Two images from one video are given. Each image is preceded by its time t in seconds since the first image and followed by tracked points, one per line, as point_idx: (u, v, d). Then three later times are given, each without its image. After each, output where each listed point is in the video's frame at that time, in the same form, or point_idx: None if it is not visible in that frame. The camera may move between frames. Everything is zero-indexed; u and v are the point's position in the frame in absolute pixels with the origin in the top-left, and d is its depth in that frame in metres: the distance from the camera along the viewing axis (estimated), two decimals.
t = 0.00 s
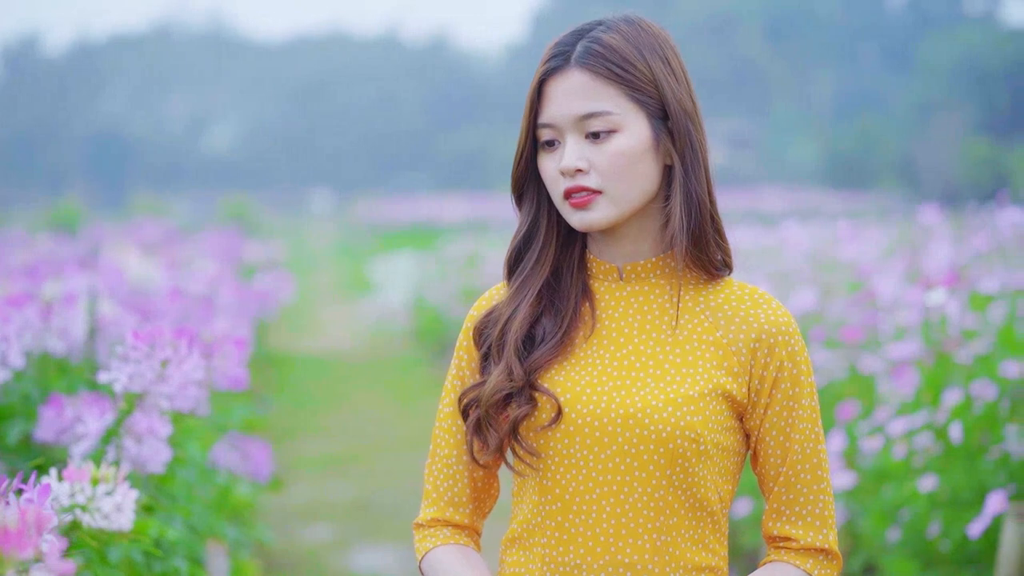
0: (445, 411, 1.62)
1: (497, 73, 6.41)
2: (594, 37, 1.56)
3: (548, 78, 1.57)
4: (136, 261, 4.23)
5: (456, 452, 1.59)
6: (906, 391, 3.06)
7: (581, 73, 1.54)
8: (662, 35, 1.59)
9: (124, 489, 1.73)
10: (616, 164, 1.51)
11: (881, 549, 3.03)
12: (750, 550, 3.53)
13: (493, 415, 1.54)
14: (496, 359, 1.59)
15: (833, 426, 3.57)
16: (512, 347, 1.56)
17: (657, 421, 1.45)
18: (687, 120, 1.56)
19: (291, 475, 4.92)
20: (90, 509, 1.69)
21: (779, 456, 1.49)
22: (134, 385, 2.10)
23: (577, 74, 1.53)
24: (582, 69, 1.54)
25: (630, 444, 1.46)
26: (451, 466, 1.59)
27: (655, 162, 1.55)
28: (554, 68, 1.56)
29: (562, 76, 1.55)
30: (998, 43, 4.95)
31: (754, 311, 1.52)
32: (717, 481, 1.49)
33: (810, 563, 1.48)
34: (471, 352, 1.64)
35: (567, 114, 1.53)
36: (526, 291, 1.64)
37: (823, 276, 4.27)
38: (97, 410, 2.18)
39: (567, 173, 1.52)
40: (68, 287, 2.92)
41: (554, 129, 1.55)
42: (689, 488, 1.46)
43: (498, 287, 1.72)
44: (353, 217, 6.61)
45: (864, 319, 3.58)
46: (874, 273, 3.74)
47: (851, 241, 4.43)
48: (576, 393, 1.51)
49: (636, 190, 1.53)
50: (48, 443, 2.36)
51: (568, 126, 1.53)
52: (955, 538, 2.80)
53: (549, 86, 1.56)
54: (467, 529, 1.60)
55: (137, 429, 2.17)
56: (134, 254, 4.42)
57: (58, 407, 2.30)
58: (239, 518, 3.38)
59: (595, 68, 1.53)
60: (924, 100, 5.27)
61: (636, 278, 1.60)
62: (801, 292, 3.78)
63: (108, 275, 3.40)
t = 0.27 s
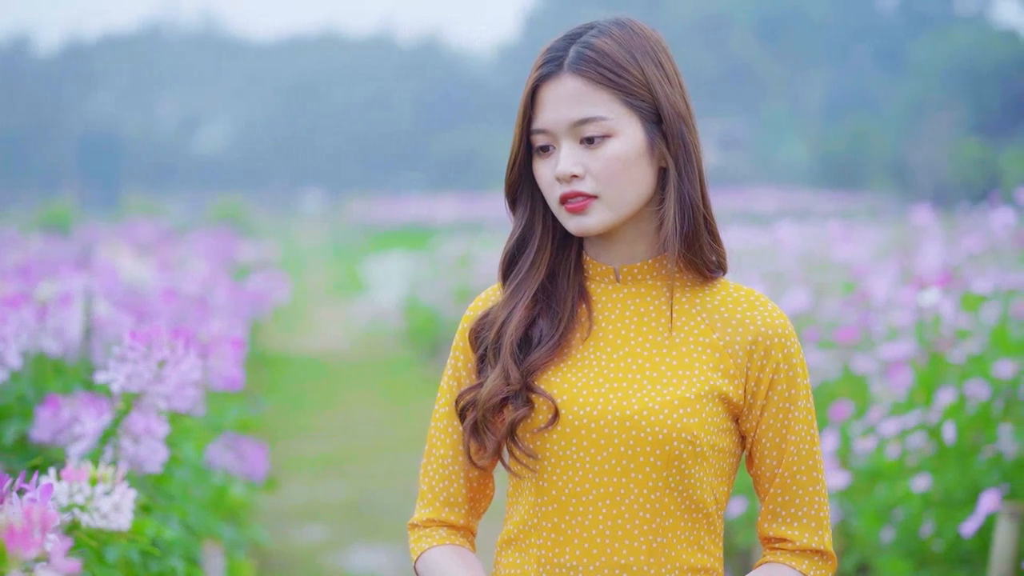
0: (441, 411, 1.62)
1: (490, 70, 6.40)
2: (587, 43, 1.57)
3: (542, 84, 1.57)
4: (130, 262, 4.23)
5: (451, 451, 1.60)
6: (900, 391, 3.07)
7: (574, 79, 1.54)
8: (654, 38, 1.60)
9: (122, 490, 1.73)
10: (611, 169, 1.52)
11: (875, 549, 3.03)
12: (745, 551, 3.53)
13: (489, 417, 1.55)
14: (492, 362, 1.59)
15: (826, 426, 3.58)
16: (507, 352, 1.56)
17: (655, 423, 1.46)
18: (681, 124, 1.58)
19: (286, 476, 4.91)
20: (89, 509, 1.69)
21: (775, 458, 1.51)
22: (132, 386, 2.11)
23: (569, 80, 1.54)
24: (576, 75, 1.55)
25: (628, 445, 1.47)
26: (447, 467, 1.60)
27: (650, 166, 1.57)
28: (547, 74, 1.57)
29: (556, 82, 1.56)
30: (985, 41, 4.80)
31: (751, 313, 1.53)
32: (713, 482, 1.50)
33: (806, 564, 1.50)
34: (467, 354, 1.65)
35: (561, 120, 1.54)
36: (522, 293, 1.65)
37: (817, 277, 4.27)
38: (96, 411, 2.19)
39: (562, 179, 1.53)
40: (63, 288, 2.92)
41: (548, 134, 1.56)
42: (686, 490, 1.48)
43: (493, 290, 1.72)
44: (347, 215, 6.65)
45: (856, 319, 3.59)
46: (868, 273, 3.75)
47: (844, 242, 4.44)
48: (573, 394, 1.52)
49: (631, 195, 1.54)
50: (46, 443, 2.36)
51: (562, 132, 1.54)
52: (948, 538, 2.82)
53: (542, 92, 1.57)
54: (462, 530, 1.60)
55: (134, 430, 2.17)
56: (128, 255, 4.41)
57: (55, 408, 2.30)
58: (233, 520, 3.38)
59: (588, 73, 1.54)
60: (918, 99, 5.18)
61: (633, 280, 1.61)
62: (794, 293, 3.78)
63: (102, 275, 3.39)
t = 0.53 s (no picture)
0: (435, 413, 1.63)
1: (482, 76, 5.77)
2: (582, 45, 1.57)
3: (536, 86, 1.57)
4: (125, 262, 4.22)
5: (445, 453, 1.61)
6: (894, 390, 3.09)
7: (569, 81, 1.55)
8: (649, 40, 1.61)
9: (121, 489, 1.74)
10: (606, 172, 1.53)
11: (869, 548, 3.05)
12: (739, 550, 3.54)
13: (484, 419, 1.55)
14: (487, 364, 1.60)
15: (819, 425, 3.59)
16: (502, 353, 1.57)
17: (650, 425, 1.47)
18: (675, 126, 1.58)
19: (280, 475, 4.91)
20: (87, 508, 1.71)
21: (769, 458, 1.52)
22: (129, 385, 2.13)
23: (564, 82, 1.55)
24: (570, 77, 1.55)
25: (623, 448, 1.48)
26: (441, 469, 1.60)
27: (645, 168, 1.57)
28: (542, 76, 1.57)
29: (550, 85, 1.56)
30: (981, 42, 4.82)
31: (745, 314, 1.54)
32: (707, 484, 1.52)
33: (800, 564, 1.51)
34: (462, 356, 1.65)
35: (556, 123, 1.54)
36: (516, 295, 1.65)
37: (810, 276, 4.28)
38: (93, 410, 2.20)
39: (557, 182, 1.54)
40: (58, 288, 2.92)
41: (542, 136, 1.56)
42: (681, 491, 1.49)
43: (487, 292, 1.73)
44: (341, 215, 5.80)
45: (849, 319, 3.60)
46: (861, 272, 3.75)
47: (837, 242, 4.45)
48: (568, 397, 1.52)
49: (626, 197, 1.55)
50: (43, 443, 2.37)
51: (557, 134, 1.55)
52: (942, 537, 2.83)
53: (537, 94, 1.57)
54: (456, 532, 1.61)
55: (131, 430, 2.18)
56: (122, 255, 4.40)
57: (51, 408, 2.31)
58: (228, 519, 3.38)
59: (583, 76, 1.54)
60: (909, 99, 5.01)
61: (626, 282, 1.62)
62: (787, 293, 3.77)
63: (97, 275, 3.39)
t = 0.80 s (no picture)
0: (428, 417, 1.63)
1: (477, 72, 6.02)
2: (576, 48, 1.58)
3: (531, 89, 1.58)
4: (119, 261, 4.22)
5: (440, 456, 1.61)
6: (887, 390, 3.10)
7: (564, 85, 1.55)
8: (643, 43, 1.62)
9: (118, 487, 1.74)
10: (601, 175, 1.53)
11: (863, 547, 3.06)
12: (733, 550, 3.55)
13: (479, 423, 1.56)
14: (482, 368, 1.60)
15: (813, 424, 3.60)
16: (497, 355, 1.57)
17: (646, 427, 1.48)
18: (669, 129, 1.59)
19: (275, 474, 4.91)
20: (85, 507, 1.70)
21: (765, 459, 1.53)
22: (127, 384, 2.13)
23: (559, 86, 1.55)
24: (565, 80, 1.56)
25: (619, 450, 1.49)
26: (436, 473, 1.61)
27: (639, 171, 1.58)
28: (536, 79, 1.58)
29: (545, 88, 1.57)
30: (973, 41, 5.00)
31: (740, 316, 1.55)
32: (703, 486, 1.52)
33: (796, 565, 1.52)
34: (455, 360, 1.66)
35: (550, 126, 1.55)
36: (510, 297, 1.65)
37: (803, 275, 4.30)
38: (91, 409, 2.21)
39: (551, 185, 1.54)
40: (54, 287, 2.92)
41: (536, 139, 1.57)
42: (677, 493, 1.50)
43: (480, 294, 1.73)
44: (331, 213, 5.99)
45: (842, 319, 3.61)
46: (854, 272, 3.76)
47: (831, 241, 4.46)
48: (564, 400, 1.53)
49: (621, 200, 1.55)
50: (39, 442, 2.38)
51: (551, 138, 1.55)
52: (935, 536, 2.82)
53: (532, 97, 1.58)
54: (452, 536, 1.62)
55: (128, 429, 2.20)
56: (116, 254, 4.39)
57: (48, 407, 2.32)
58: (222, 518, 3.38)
59: (577, 79, 1.55)
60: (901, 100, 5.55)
61: (621, 284, 1.62)
62: (783, 294, 3.72)
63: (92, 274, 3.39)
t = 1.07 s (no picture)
0: (422, 420, 1.63)
1: (467, 73, 5.78)
2: (571, 49, 1.58)
3: (526, 90, 1.58)
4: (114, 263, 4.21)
5: (434, 459, 1.61)
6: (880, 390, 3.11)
7: (559, 86, 1.56)
8: (637, 44, 1.62)
9: (116, 486, 1.77)
10: (596, 176, 1.54)
11: (856, 546, 3.07)
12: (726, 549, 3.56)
13: (477, 425, 1.57)
14: (478, 369, 1.61)
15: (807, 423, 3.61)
16: (493, 357, 1.57)
17: (645, 429, 1.49)
18: (664, 130, 1.60)
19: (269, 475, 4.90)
20: (84, 506, 1.72)
21: (761, 459, 1.55)
22: (125, 383, 2.13)
23: (555, 87, 1.56)
24: (560, 81, 1.56)
25: (617, 452, 1.50)
26: (430, 476, 1.61)
27: (635, 173, 1.59)
28: (532, 80, 1.58)
29: (540, 89, 1.57)
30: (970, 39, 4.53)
31: (736, 316, 1.56)
32: (700, 486, 1.54)
33: (793, 565, 1.54)
34: (450, 361, 1.66)
35: (546, 127, 1.55)
36: (506, 299, 1.66)
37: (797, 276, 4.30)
38: (88, 408, 2.23)
39: (547, 187, 1.55)
40: (50, 287, 2.92)
41: (532, 141, 1.57)
42: (676, 494, 1.51)
43: (475, 296, 1.74)
44: (324, 215, 6.06)
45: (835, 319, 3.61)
46: (845, 272, 3.76)
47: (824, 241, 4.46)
48: (562, 401, 1.54)
49: (616, 202, 1.56)
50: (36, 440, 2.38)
51: (547, 139, 1.56)
52: (929, 534, 2.84)
53: (527, 98, 1.58)
54: (447, 539, 1.62)
55: (125, 429, 2.21)
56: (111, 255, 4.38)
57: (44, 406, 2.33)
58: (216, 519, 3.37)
59: (573, 80, 1.55)
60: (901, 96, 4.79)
61: (616, 285, 1.63)
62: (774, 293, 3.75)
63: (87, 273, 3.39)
